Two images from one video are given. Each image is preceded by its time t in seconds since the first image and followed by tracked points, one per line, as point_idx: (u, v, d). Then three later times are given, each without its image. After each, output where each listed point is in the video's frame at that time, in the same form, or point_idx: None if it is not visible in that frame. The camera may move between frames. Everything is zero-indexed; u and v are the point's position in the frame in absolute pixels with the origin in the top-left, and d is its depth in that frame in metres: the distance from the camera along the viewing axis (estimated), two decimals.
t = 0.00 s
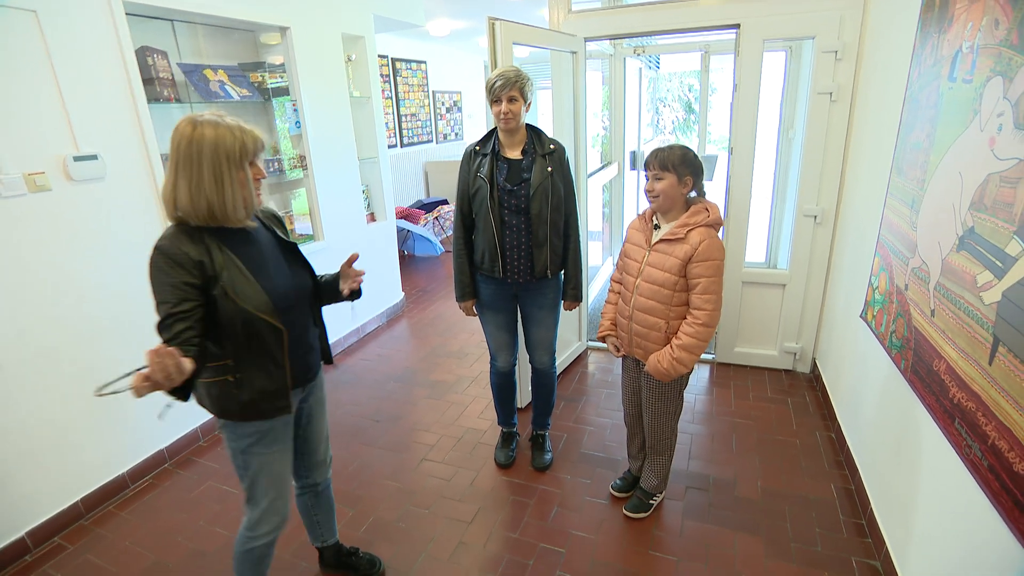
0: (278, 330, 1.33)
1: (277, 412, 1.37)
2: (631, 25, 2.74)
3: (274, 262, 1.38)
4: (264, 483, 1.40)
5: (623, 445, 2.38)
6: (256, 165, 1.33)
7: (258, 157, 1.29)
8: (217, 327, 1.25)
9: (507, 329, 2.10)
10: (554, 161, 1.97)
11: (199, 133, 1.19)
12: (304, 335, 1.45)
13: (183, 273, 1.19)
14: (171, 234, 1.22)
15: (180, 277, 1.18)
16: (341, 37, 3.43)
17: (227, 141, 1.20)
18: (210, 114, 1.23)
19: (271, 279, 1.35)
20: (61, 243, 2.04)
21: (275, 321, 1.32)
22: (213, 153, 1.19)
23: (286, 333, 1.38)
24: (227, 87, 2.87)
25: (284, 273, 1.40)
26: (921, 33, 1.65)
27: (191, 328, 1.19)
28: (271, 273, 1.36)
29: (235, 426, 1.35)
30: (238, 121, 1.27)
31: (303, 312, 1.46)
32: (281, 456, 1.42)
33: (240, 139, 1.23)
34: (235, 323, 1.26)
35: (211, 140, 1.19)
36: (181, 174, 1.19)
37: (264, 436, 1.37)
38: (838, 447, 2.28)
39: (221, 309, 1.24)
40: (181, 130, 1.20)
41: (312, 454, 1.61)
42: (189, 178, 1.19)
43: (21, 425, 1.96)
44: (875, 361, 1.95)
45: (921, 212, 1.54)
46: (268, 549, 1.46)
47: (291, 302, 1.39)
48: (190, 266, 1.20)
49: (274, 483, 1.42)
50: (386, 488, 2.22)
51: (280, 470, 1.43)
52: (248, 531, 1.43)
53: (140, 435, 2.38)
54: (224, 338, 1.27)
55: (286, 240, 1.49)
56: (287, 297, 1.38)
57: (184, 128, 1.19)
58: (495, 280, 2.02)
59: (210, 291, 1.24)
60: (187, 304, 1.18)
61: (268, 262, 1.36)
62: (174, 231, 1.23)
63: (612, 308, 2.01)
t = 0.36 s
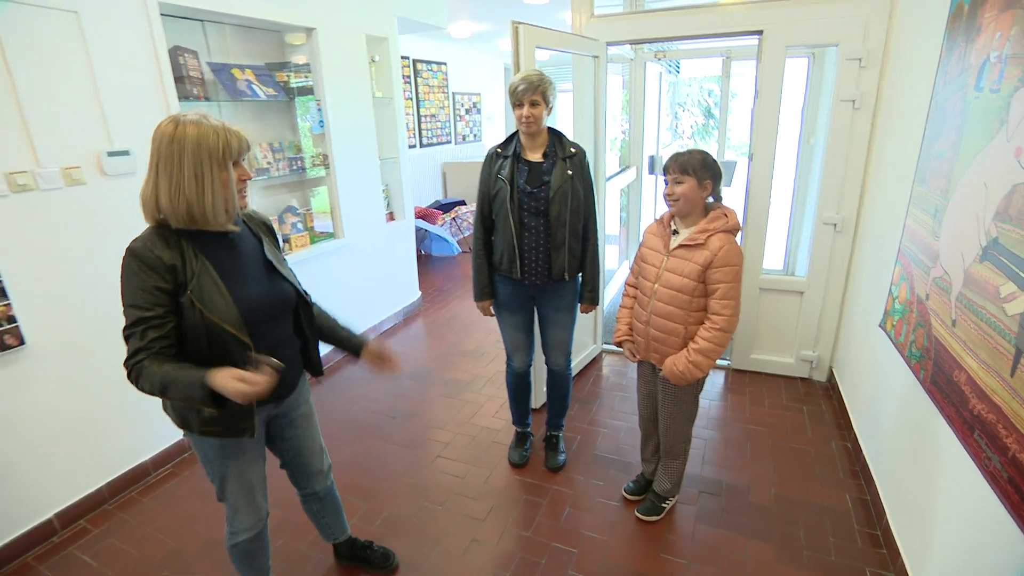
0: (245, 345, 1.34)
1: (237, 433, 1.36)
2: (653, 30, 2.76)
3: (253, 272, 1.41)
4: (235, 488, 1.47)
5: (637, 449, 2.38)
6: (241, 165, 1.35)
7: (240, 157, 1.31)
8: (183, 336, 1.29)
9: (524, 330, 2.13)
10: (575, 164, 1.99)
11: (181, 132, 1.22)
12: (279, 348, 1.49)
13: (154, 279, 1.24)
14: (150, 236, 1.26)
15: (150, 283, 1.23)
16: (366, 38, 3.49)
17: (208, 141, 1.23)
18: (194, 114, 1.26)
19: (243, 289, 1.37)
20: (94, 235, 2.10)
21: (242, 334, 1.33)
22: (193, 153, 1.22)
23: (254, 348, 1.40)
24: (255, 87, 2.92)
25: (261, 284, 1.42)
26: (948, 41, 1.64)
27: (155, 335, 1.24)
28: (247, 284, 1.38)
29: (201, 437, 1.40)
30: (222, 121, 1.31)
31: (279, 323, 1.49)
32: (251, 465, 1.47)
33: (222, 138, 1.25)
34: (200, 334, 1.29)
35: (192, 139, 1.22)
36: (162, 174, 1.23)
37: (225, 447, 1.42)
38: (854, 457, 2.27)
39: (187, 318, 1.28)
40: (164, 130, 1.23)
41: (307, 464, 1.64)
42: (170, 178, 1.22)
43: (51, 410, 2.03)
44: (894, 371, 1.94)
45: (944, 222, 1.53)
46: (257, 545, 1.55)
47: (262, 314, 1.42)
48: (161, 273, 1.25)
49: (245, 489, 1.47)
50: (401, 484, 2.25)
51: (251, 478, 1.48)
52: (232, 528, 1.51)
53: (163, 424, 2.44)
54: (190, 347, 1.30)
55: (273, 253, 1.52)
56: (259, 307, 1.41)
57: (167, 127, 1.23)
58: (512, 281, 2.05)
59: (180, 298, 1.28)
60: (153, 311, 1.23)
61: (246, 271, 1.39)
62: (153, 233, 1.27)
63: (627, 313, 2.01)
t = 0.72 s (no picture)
0: (240, 357, 1.34)
1: (229, 440, 1.33)
2: (644, 35, 2.83)
3: (244, 283, 1.40)
4: (233, 492, 1.42)
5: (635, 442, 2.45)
6: (232, 177, 1.36)
7: (232, 169, 1.33)
8: (178, 347, 1.27)
9: (525, 328, 2.18)
10: (571, 166, 2.06)
11: (172, 144, 1.23)
12: (271, 357, 1.49)
13: (150, 292, 1.22)
14: (142, 248, 1.24)
15: (145, 296, 1.21)
16: (362, 45, 3.54)
17: (199, 152, 1.25)
18: (184, 127, 1.27)
19: (237, 299, 1.37)
20: (101, 241, 2.14)
21: (238, 347, 1.33)
22: (185, 165, 1.23)
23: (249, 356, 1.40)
24: (255, 93, 2.96)
25: (254, 294, 1.42)
26: (926, 45, 1.72)
27: (152, 348, 1.22)
28: (239, 295, 1.38)
29: (190, 445, 1.36)
30: (213, 133, 1.32)
31: (269, 333, 1.48)
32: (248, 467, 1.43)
33: (213, 151, 1.27)
34: (195, 345, 1.28)
35: (184, 150, 1.23)
36: (153, 187, 1.23)
37: (220, 453, 1.37)
38: (846, 446, 2.34)
39: (183, 331, 1.26)
40: (154, 142, 1.24)
41: (306, 466, 1.62)
42: (161, 190, 1.23)
43: (60, 413, 2.06)
44: (883, 361, 2.01)
45: (926, 217, 1.61)
46: (262, 544, 1.52)
47: (257, 323, 1.42)
48: (157, 285, 1.23)
49: (241, 493, 1.43)
50: (406, 480, 2.30)
51: (250, 480, 1.44)
52: (235, 530, 1.48)
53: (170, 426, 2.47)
54: (184, 360, 1.29)
55: (263, 261, 1.52)
56: (253, 318, 1.40)
57: (157, 138, 1.24)
58: (514, 281, 2.10)
59: (175, 310, 1.26)
60: (151, 324, 1.22)
61: (238, 281, 1.39)
62: (144, 245, 1.26)
63: (624, 313, 2.05)
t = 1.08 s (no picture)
0: (254, 336, 1.40)
1: (248, 415, 1.41)
2: (632, 30, 2.91)
3: (248, 269, 1.45)
4: (247, 470, 1.48)
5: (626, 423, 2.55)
6: (235, 166, 1.41)
7: (235, 159, 1.37)
8: (196, 331, 1.33)
9: (521, 314, 2.27)
10: (564, 157, 2.14)
11: (178, 134, 1.27)
12: (279, 337, 1.55)
13: (168, 280, 1.27)
14: (154, 237, 1.29)
15: (164, 283, 1.26)
16: (354, 38, 3.58)
17: (205, 142, 1.29)
18: (188, 117, 1.31)
19: (246, 283, 1.43)
20: (104, 233, 2.17)
21: (253, 328, 1.39)
22: (191, 154, 1.27)
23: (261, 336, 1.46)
24: (250, 86, 3.00)
25: (258, 278, 1.48)
26: (897, 42, 1.83)
27: (174, 333, 1.28)
28: (247, 279, 1.44)
29: (207, 425, 1.42)
30: (216, 124, 1.36)
31: (275, 315, 1.54)
32: (261, 445, 1.49)
33: (218, 141, 1.31)
34: (212, 328, 1.34)
35: (189, 140, 1.27)
36: (159, 176, 1.27)
37: (234, 432, 1.43)
38: (825, 423, 2.47)
39: (201, 315, 1.32)
40: (160, 132, 1.28)
41: (307, 449, 1.65)
42: (167, 179, 1.27)
43: (66, 401, 2.10)
44: (859, 340, 2.13)
45: (898, 204, 1.72)
46: (274, 520, 1.59)
47: (264, 307, 1.48)
48: (175, 272, 1.28)
49: (255, 470, 1.49)
50: (407, 462, 2.38)
51: (262, 458, 1.50)
52: (248, 507, 1.54)
53: (172, 415, 2.52)
54: (203, 343, 1.35)
55: (260, 246, 1.56)
56: (261, 301, 1.46)
57: (163, 129, 1.28)
58: (510, 268, 2.18)
59: (192, 296, 1.32)
60: (171, 310, 1.27)
61: (243, 266, 1.44)
62: (154, 234, 1.30)
63: (607, 302, 2.10)
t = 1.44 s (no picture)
0: (258, 326, 1.46)
1: (254, 402, 1.47)
2: (615, 32, 3.01)
3: (251, 262, 1.51)
4: (252, 455, 1.54)
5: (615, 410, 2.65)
6: (238, 164, 1.46)
7: (239, 157, 1.42)
8: (202, 322, 1.39)
9: (512, 306, 2.35)
10: (552, 154, 2.22)
11: (184, 133, 1.32)
12: (282, 327, 1.60)
13: (175, 273, 1.32)
14: (161, 232, 1.34)
15: (171, 277, 1.31)
16: (344, 39, 3.63)
17: (210, 141, 1.34)
18: (193, 116, 1.36)
19: (249, 275, 1.49)
20: (102, 231, 2.21)
21: (257, 318, 1.44)
22: (196, 153, 1.32)
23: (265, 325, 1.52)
24: (242, 87, 3.05)
25: (261, 270, 1.53)
26: (865, 44, 1.94)
27: (182, 324, 1.33)
28: (249, 272, 1.49)
29: (214, 412, 1.48)
30: (220, 123, 1.41)
31: (278, 305, 1.60)
32: (265, 432, 1.55)
33: (223, 140, 1.36)
34: (219, 319, 1.40)
35: (195, 140, 1.32)
36: (166, 174, 1.32)
37: (240, 419, 1.49)
38: (804, 407, 2.59)
39: (207, 306, 1.37)
40: (166, 130, 1.32)
41: (305, 435, 1.71)
42: (173, 177, 1.32)
43: (67, 397, 2.13)
44: (834, 326, 2.25)
45: (867, 196, 1.83)
46: (278, 504, 1.64)
47: (267, 297, 1.54)
48: (181, 266, 1.33)
49: (260, 455, 1.55)
50: (404, 452, 2.44)
51: (266, 444, 1.56)
52: (253, 492, 1.60)
53: (171, 411, 2.55)
54: (209, 333, 1.40)
55: (264, 240, 1.62)
56: (263, 292, 1.52)
57: (170, 128, 1.32)
58: (501, 261, 2.27)
59: (198, 288, 1.37)
60: (178, 302, 1.33)
61: (246, 259, 1.50)
62: (161, 229, 1.35)
63: (586, 295, 2.14)
